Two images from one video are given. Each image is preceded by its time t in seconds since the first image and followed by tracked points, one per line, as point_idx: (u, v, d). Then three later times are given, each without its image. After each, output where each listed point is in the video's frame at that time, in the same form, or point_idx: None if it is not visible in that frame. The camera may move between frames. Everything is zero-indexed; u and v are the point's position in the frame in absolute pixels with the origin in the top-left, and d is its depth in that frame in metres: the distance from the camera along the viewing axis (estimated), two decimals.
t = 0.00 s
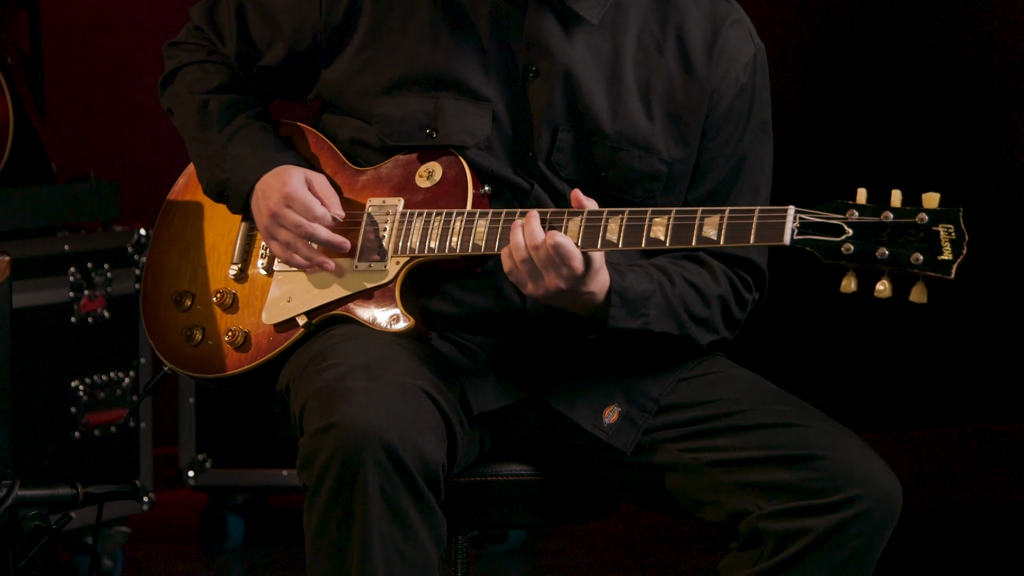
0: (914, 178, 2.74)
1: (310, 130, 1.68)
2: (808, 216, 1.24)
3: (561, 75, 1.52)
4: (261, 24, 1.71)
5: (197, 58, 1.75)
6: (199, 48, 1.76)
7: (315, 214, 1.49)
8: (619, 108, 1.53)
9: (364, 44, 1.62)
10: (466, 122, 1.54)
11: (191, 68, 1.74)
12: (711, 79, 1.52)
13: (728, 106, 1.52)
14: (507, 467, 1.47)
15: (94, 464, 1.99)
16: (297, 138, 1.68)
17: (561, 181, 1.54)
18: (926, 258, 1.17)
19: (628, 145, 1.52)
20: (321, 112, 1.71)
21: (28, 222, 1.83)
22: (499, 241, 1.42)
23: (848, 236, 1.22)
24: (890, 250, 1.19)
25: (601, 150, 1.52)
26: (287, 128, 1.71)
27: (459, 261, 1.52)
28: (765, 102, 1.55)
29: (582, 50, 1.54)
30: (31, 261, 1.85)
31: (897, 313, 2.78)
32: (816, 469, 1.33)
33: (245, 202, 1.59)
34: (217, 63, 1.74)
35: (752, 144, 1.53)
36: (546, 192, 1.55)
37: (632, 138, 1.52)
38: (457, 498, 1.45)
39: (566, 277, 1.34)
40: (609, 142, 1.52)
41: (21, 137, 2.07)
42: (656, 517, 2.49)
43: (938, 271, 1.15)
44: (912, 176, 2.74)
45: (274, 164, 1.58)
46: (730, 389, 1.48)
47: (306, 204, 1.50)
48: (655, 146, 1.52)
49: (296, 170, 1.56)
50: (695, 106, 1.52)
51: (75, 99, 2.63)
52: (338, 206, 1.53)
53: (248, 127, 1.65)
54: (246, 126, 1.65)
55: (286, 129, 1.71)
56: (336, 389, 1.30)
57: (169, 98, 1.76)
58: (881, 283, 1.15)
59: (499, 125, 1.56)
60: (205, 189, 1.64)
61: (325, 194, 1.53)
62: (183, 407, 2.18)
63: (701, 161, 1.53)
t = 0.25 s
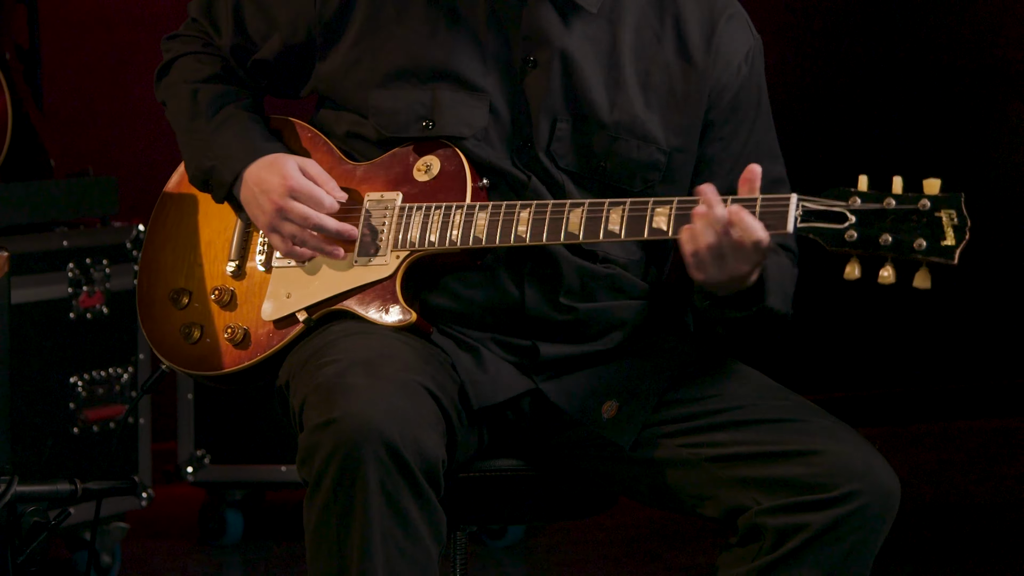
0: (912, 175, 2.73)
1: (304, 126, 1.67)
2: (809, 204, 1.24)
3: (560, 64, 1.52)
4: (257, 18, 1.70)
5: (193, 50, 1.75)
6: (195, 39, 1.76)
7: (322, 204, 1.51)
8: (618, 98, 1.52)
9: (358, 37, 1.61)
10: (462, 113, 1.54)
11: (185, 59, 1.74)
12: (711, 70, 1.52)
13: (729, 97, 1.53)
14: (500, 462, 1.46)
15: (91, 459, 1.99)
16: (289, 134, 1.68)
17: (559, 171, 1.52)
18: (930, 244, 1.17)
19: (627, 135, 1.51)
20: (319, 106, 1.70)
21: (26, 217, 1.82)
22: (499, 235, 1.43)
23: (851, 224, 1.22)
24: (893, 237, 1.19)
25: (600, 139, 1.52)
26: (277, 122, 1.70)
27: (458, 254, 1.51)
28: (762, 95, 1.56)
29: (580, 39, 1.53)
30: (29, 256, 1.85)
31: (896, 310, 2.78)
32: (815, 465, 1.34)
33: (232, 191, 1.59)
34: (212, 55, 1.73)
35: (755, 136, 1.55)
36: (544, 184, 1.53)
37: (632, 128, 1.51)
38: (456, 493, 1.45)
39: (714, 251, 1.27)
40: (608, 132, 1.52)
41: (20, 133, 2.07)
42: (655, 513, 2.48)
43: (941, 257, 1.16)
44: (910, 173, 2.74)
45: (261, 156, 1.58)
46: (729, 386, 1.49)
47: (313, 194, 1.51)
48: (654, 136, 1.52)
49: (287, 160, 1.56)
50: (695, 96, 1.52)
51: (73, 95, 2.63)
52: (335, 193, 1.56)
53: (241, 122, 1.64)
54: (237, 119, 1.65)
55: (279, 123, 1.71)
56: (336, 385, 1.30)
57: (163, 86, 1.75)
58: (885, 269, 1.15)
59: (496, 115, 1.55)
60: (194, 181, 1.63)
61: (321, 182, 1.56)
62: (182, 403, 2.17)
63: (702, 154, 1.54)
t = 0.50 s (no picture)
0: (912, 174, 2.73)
1: (300, 125, 1.67)
2: (803, 201, 1.24)
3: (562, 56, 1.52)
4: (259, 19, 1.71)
5: (189, 54, 1.74)
6: (194, 42, 1.75)
7: (269, 256, 1.49)
8: (622, 88, 1.52)
9: (357, 34, 1.61)
10: (467, 108, 1.53)
11: (181, 64, 1.73)
12: (714, 58, 1.51)
13: (733, 85, 1.53)
14: (499, 461, 1.45)
15: (91, 458, 1.98)
16: (281, 141, 1.68)
17: (564, 163, 1.52)
18: (923, 241, 1.16)
19: (632, 125, 1.51)
20: (320, 104, 1.70)
21: (27, 216, 1.82)
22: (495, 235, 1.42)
23: (845, 221, 1.21)
24: (887, 233, 1.18)
25: (605, 129, 1.51)
26: (272, 127, 1.71)
27: (455, 253, 1.50)
28: (765, 82, 1.56)
29: (581, 31, 1.53)
30: (28, 255, 1.85)
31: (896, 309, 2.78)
32: (816, 463, 1.33)
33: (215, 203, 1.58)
34: (209, 59, 1.73)
35: (760, 125, 1.54)
36: (549, 180, 1.52)
37: (637, 119, 1.51)
38: (456, 492, 1.45)
39: (717, 247, 1.27)
40: (613, 122, 1.51)
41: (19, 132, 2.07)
42: (654, 511, 2.48)
43: (935, 254, 1.15)
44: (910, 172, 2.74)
45: (242, 175, 1.57)
46: (730, 384, 1.48)
47: (265, 242, 1.49)
48: (659, 126, 1.51)
49: (267, 193, 1.54)
50: (699, 85, 1.51)
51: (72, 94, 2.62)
52: (295, 244, 1.53)
53: (234, 128, 1.64)
54: (229, 125, 1.64)
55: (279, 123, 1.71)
56: (337, 382, 1.30)
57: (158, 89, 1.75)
58: (878, 266, 1.14)
59: (500, 109, 1.54)
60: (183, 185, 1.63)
61: (286, 228, 1.52)
62: (182, 402, 2.17)
63: (706, 144, 1.53)
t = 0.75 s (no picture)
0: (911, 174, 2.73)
1: (336, 113, 1.63)
2: (818, 267, 1.24)
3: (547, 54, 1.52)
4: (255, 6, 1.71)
5: (186, 47, 1.74)
6: (190, 38, 1.76)
7: (314, 214, 1.50)
8: (606, 86, 1.52)
9: (352, 21, 1.61)
10: (458, 96, 1.53)
11: (179, 57, 1.74)
12: (701, 64, 1.51)
13: (721, 92, 1.52)
14: (499, 461, 1.46)
15: (92, 460, 1.99)
16: (287, 122, 1.67)
17: (547, 159, 1.52)
18: (934, 323, 1.16)
19: (614, 125, 1.51)
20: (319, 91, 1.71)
21: (29, 214, 1.82)
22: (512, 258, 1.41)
23: (858, 293, 1.21)
24: (898, 311, 1.18)
25: (587, 128, 1.52)
26: (276, 109, 1.70)
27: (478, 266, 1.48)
28: (755, 92, 1.55)
29: (567, 30, 1.54)
30: (30, 254, 1.86)
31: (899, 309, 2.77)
32: (816, 463, 1.33)
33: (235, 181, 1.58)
34: (207, 52, 1.73)
35: (753, 130, 1.54)
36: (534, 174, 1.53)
37: (620, 119, 1.51)
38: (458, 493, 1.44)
39: (724, 303, 1.26)
40: (595, 122, 1.51)
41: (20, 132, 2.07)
42: (655, 511, 2.48)
43: (944, 338, 1.15)
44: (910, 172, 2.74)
45: (261, 150, 1.57)
46: (731, 385, 1.49)
47: (304, 201, 1.49)
48: (641, 126, 1.51)
49: (288, 157, 1.54)
50: (684, 85, 1.51)
51: (72, 93, 2.62)
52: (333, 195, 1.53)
53: (239, 111, 1.64)
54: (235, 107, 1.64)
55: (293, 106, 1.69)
56: (338, 383, 1.30)
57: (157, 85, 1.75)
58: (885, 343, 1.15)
59: (491, 99, 1.55)
60: (200, 169, 1.62)
61: (319, 184, 1.53)
62: (183, 403, 2.18)
63: (690, 147, 1.53)
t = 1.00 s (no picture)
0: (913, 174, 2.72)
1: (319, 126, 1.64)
2: (815, 226, 1.23)
3: (547, 59, 1.51)
4: (253, 20, 1.70)
5: (187, 59, 1.74)
6: (190, 49, 1.75)
7: (265, 260, 1.47)
8: (608, 90, 1.52)
9: (349, 30, 1.60)
10: (454, 108, 1.53)
11: (179, 68, 1.73)
12: (704, 65, 1.51)
13: (724, 93, 1.52)
14: (498, 462, 1.45)
15: (92, 461, 1.98)
16: (279, 146, 1.67)
17: (548, 163, 1.52)
18: (932, 272, 1.15)
19: (617, 128, 1.51)
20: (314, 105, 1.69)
21: (27, 217, 1.82)
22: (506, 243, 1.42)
23: (856, 248, 1.21)
24: (897, 263, 1.18)
25: (589, 132, 1.51)
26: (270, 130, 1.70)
27: (466, 261, 1.48)
28: (758, 90, 1.55)
29: (566, 34, 1.53)
30: (29, 256, 1.85)
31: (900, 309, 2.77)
32: (814, 463, 1.33)
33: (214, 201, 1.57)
34: (208, 64, 1.73)
35: (758, 129, 1.54)
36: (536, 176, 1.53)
37: (623, 122, 1.50)
38: (456, 495, 1.44)
39: (721, 264, 1.26)
40: (598, 126, 1.51)
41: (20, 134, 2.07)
42: (655, 511, 2.48)
43: (944, 286, 1.14)
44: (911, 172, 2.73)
45: (239, 177, 1.57)
46: (731, 385, 1.48)
47: (260, 244, 1.46)
48: (644, 129, 1.51)
49: (265, 196, 1.53)
50: (688, 87, 1.50)
51: (73, 95, 2.63)
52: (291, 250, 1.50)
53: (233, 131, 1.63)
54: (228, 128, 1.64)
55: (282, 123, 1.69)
56: (335, 384, 1.29)
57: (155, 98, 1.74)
58: (887, 296, 1.15)
59: (487, 109, 1.55)
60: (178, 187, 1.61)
61: (283, 233, 1.50)
62: (183, 404, 2.17)
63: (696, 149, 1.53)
